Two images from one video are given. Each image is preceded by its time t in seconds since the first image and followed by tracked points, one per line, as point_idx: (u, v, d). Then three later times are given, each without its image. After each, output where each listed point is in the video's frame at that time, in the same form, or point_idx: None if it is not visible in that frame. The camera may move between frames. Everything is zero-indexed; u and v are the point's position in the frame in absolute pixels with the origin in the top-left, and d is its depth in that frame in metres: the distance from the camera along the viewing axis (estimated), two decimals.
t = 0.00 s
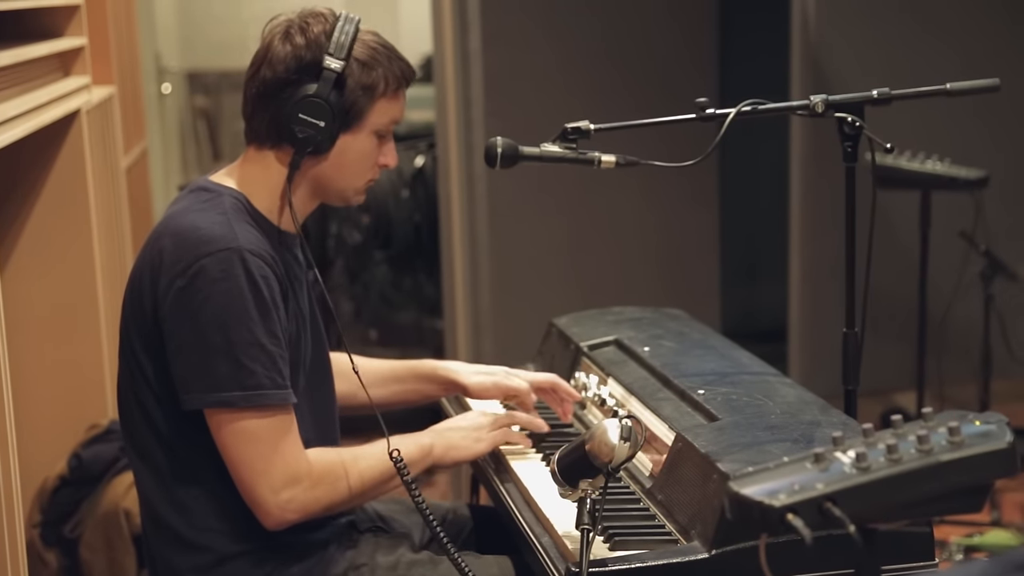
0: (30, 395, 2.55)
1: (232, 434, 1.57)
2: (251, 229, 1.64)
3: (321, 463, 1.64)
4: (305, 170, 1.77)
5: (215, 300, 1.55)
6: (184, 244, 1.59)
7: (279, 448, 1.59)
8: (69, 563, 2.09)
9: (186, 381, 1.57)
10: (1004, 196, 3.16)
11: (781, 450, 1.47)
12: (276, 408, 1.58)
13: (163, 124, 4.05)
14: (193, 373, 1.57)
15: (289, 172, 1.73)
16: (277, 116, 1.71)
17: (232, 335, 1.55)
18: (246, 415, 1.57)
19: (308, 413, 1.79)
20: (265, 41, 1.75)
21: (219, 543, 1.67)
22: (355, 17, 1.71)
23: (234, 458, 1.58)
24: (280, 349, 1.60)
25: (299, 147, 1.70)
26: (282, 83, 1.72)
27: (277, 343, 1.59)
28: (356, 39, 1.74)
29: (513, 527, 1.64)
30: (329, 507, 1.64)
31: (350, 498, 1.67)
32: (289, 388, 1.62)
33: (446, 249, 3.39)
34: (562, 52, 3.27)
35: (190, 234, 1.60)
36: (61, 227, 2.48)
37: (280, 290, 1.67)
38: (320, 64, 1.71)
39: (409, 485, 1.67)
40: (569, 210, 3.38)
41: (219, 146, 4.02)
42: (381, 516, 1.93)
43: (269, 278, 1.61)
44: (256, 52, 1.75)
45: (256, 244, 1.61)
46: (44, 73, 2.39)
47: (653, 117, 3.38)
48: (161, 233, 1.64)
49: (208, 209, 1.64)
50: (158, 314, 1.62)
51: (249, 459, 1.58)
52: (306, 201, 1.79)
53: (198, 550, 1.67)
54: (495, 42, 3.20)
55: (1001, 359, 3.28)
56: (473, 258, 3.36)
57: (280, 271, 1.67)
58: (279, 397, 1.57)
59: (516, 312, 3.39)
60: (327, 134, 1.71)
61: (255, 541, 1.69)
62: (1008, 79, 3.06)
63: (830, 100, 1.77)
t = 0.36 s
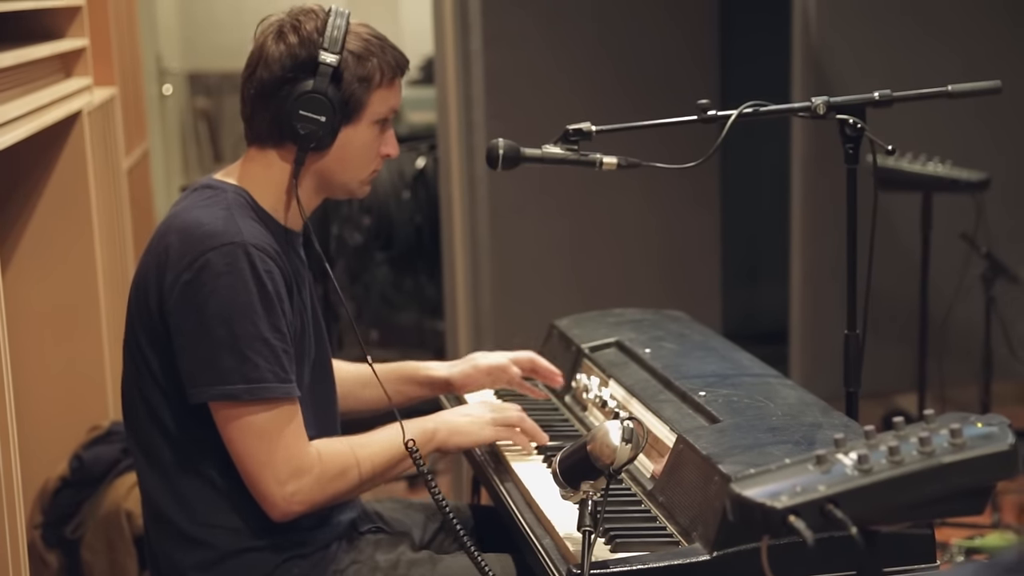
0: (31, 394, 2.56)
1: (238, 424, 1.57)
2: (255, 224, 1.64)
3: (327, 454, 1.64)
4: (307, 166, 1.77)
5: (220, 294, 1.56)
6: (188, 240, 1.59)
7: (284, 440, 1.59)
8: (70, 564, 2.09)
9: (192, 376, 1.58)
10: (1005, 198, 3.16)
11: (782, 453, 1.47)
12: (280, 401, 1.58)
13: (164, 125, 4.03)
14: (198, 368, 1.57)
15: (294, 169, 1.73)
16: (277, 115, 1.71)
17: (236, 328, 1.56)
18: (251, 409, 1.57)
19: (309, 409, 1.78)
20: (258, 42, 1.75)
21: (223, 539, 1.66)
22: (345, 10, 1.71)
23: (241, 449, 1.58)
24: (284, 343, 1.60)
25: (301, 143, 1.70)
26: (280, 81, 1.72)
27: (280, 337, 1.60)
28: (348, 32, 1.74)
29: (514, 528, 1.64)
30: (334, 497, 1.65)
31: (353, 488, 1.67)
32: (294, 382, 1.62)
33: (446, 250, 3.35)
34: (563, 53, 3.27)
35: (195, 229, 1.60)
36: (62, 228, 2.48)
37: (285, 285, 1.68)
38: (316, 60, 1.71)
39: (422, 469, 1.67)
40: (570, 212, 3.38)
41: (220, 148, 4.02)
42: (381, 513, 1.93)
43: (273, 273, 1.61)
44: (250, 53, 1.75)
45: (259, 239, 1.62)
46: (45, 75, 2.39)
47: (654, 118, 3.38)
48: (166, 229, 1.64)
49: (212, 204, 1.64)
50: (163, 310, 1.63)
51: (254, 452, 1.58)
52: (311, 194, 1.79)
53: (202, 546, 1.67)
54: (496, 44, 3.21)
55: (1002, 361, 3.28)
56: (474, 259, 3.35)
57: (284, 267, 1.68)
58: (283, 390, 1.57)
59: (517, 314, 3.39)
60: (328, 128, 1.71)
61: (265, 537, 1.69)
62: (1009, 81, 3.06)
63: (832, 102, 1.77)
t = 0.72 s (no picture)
0: (32, 391, 2.55)
1: (235, 411, 1.57)
2: (257, 216, 1.65)
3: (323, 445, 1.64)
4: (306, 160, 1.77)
5: (221, 283, 1.56)
6: (190, 230, 1.60)
7: (281, 431, 1.59)
8: (70, 562, 2.09)
9: (193, 365, 1.58)
10: (1007, 199, 3.16)
11: (784, 453, 1.47)
12: (280, 390, 1.58)
13: (165, 126, 4.07)
14: (199, 356, 1.57)
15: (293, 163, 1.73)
16: (276, 110, 1.72)
17: (237, 317, 1.56)
18: (249, 396, 1.57)
19: (310, 401, 1.78)
20: (256, 39, 1.76)
21: (225, 529, 1.66)
22: (341, 6, 1.71)
23: (238, 436, 1.58)
24: (284, 332, 1.60)
25: (299, 138, 1.70)
26: (277, 76, 1.72)
27: (281, 326, 1.60)
28: (344, 27, 1.74)
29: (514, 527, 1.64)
30: (332, 488, 1.64)
31: (352, 480, 1.66)
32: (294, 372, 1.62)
33: (448, 252, 3.37)
34: (565, 54, 3.27)
35: (197, 220, 1.60)
36: (63, 227, 2.48)
37: (285, 276, 1.68)
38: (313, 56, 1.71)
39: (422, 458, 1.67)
40: (571, 212, 3.38)
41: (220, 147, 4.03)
42: (382, 508, 1.93)
43: (273, 263, 1.61)
44: (248, 51, 1.76)
45: (261, 229, 1.62)
46: (46, 74, 2.39)
47: (655, 119, 3.38)
48: (168, 223, 1.65)
49: (213, 196, 1.65)
50: (165, 301, 1.63)
51: (251, 441, 1.58)
52: (312, 188, 1.79)
53: (204, 535, 1.66)
54: (497, 44, 3.20)
55: (1003, 362, 3.28)
56: (474, 260, 3.35)
57: (285, 258, 1.68)
58: (283, 378, 1.57)
59: (518, 314, 3.39)
60: (326, 122, 1.71)
61: (262, 527, 1.69)
62: (1011, 82, 3.06)
63: (833, 103, 1.77)
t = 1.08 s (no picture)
0: (33, 390, 2.55)
1: (237, 405, 1.57)
2: (280, 216, 1.66)
3: (322, 446, 1.63)
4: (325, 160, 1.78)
5: (243, 280, 1.57)
6: (215, 228, 1.61)
7: (283, 430, 1.59)
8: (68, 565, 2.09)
9: (208, 359, 1.58)
10: (1004, 200, 3.17)
11: (781, 454, 1.47)
12: (290, 392, 1.59)
13: (162, 129, 4.04)
14: (215, 351, 1.57)
15: (312, 166, 1.74)
16: (288, 115, 1.72)
17: (257, 313, 1.57)
18: (264, 393, 1.57)
19: (320, 404, 1.76)
20: (257, 49, 1.76)
21: (228, 521, 1.66)
22: (336, 3, 1.70)
23: (238, 430, 1.58)
24: (304, 331, 1.61)
25: (316, 140, 1.71)
26: (285, 83, 1.73)
27: (300, 325, 1.61)
28: (341, 24, 1.74)
29: (512, 528, 1.64)
30: (328, 488, 1.64)
31: (352, 478, 1.66)
32: (310, 372, 1.63)
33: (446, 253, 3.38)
34: (562, 54, 3.28)
35: (222, 218, 1.62)
36: (62, 228, 2.48)
37: (306, 278, 1.69)
38: (316, 57, 1.72)
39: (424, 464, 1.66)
40: (569, 212, 3.38)
41: (219, 149, 4.03)
42: (385, 504, 1.93)
43: (295, 263, 1.63)
44: (251, 63, 1.77)
45: (284, 229, 1.64)
46: (43, 75, 2.38)
47: (653, 120, 3.38)
48: (194, 220, 1.67)
49: (239, 195, 1.67)
50: (184, 296, 1.64)
51: (252, 438, 1.57)
52: (333, 187, 1.80)
53: (207, 526, 1.66)
54: (495, 45, 3.21)
55: (1001, 363, 3.28)
56: (473, 261, 3.35)
57: (306, 259, 1.69)
58: (300, 376, 1.58)
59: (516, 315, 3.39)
60: (340, 121, 1.72)
61: (259, 524, 1.68)
62: (1008, 82, 3.06)
63: (830, 104, 1.77)
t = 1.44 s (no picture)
0: (35, 391, 2.56)
1: (236, 408, 1.57)
2: (286, 218, 1.66)
3: (321, 450, 1.63)
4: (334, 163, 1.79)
5: (249, 283, 1.57)
6: (222, 229, 1.61)
7: (282, 434, 1.58)
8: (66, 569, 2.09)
9: (214, 361, 1.58)
10: (1003, 205, 3.16)
11: (780, 459, 1.47)
12: (292, 394, 1.59)
13: (161, 132, 4.06)
14: (221, 353, 1.57)
15: (323, 168, 1.75)
16: (302, 116, 1.73)
17: (263, 316, 1.57)
18: (268, 396, 1.57)
19: (328, 405, 1.74)
20: (273, 47, 1.76)
21: (232, 519, 1.66)
22: (357, 7, 1.70)
23: (236, 434, 1.58)
24: (310, 334, 1.61)
25: (329, 143, 1.72)
26: (300, 84, 1.73)
27: (307, 328, 1.61)
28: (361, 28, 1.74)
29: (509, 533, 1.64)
30: (326, 489, 1.63)
31: (349, 480, 1.66)
32: (317, 374, 1.63)
33: (445, 255, 3.40)
34: (561, 59, 3.28)
35: (229, 220, 1.62)
36: (61, 232, 2.48)
37: (313, 280, 1.69)
38: (334, 60, 1.72)
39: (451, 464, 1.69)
40: (569, 216, 3.38)
41: (218, 154, 4.04)
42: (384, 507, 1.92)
43: (302, 266, 1.63)
44: (266, 59, 1.76)
45: (290, 232, 1.64)
46: (42, 79, 2.39)
47: (651, 125, 3.38)
48: (200, 221, 1.67)
49: (247, 197, 1.67)
50: (189, 298, 1.63)
51: (251, 441, 1.57)
52: (340, 190, 1.81)
53: (215, 525, 1.66)
54: (495, 50, 3.21)
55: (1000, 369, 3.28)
56: (471, 266, 3.36)
57: (312, 261, 1.69)
58: (306, 379, 1.58)
59: (515, 319, 3.39)
60: (353, 126, 1.73)
61: (258, 524, 1.67)
62: (1008, 87, 3.06)
63: (829, 108, 1.76)
